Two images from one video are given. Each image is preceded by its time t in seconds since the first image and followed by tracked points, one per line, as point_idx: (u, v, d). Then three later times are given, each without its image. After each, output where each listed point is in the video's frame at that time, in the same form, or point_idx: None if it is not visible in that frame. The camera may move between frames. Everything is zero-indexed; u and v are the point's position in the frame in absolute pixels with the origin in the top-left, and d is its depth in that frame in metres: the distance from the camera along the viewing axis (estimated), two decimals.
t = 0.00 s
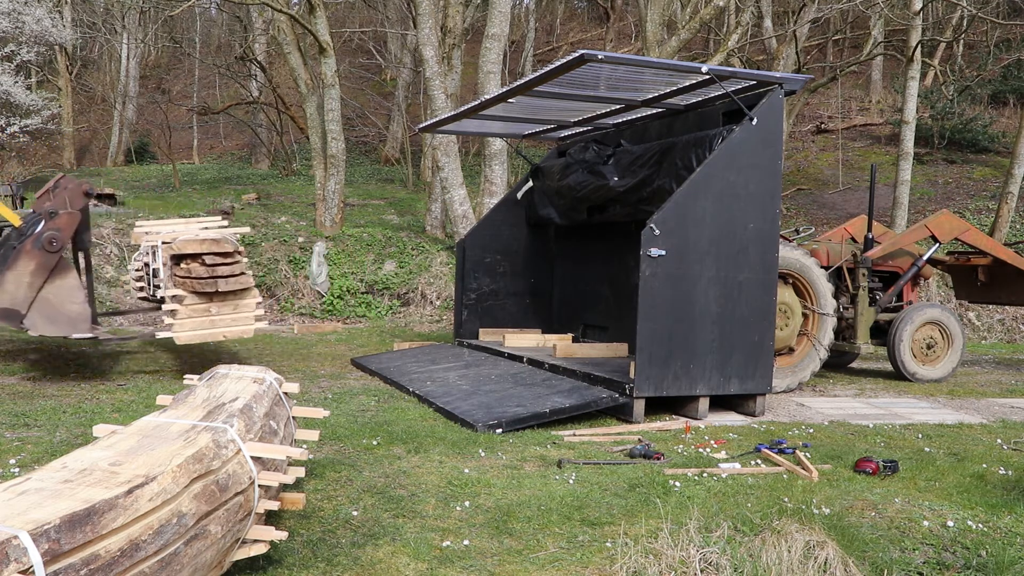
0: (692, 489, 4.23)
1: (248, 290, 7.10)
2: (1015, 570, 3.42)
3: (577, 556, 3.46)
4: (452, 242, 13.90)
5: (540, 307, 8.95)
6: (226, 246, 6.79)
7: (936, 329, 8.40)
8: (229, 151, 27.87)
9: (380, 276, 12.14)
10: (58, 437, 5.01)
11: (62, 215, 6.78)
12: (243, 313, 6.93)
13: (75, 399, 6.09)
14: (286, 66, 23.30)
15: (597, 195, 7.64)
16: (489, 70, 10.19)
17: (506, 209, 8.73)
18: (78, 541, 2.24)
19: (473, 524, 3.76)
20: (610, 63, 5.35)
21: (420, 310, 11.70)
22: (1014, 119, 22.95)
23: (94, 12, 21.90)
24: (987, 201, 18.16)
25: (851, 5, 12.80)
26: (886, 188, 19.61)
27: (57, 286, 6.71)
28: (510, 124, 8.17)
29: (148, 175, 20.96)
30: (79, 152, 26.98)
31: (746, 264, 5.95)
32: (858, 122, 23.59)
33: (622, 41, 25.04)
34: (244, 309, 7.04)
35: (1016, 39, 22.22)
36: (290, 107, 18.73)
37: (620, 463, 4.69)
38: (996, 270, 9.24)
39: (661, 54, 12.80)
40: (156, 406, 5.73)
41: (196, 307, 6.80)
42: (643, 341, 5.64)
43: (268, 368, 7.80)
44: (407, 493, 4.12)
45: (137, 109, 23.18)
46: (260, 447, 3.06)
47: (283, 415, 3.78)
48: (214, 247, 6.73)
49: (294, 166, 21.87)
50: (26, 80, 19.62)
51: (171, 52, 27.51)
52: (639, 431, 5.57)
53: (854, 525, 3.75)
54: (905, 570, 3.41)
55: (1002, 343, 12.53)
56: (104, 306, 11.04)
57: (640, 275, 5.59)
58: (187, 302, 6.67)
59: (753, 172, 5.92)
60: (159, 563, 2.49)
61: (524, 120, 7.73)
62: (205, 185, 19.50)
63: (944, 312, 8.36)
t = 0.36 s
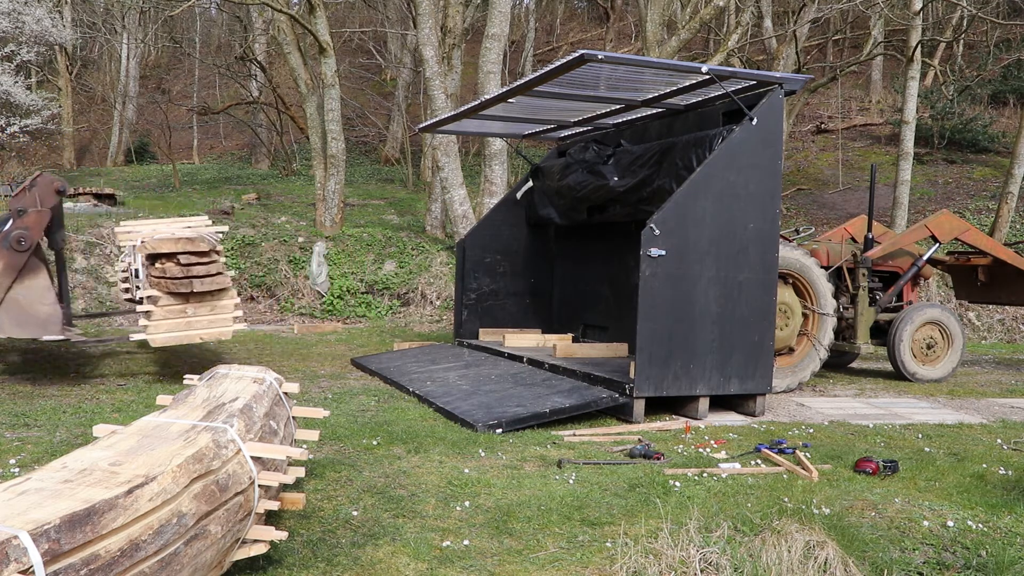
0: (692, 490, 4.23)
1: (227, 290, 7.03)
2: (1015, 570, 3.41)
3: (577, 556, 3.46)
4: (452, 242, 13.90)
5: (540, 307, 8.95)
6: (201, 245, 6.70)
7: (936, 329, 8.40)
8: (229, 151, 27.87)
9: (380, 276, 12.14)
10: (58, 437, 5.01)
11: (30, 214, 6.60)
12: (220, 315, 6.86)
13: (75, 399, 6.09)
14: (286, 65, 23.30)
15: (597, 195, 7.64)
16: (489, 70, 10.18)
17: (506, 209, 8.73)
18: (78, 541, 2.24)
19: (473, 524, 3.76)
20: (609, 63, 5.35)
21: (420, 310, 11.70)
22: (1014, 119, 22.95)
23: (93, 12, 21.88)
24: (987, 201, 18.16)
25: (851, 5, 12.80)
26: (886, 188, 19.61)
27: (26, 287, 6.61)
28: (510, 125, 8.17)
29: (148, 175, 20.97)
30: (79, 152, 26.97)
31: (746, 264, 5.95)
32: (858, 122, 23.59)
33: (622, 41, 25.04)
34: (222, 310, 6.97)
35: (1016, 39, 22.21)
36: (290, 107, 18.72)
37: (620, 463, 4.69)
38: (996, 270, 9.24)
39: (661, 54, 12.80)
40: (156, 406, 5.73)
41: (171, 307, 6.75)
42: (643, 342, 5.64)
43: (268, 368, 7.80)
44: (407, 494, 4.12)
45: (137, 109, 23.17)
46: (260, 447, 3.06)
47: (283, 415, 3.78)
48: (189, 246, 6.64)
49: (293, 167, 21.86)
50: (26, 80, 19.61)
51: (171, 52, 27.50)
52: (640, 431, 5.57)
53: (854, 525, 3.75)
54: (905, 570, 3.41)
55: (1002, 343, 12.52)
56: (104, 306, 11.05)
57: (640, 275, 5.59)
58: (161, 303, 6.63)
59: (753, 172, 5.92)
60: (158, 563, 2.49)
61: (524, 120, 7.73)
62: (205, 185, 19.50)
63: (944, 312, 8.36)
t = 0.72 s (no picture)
0: (693, 490, 4.23)
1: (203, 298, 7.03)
2: (1015, 570, 3.41)
3: (577, 556, 3.46)
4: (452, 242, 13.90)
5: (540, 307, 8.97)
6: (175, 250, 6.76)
7: (936, 329, 8.40)
8: (229, 151, 27.87)
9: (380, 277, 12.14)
10: (59, 437, 5.01)
11: None
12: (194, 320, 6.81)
13: (75, 399, 6.09)
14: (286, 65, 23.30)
15: (597, 195, 7.64)
16: (489, 70, 10.19)
17: (506, 209, 8.72)
18: (78, 541, 2.24)
19: (473, 524, 3.76)
20: (609, 63, 5.35)
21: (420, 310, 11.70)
22: (1014, 119, 22.95)
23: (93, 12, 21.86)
24: (987, 201, 18.16)
25: (851, 5, 12.80)
26: (886, 188, 19.61)
27: None
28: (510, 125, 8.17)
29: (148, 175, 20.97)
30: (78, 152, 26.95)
31: (746, 264, 5.95)
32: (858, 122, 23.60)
33: (622, 41, 25.05)
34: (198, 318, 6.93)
35: (1016, 39, 22.21)
36: (290, 107, 18.72)
37: (620, 463, 4.69)
38: (996, 270, 9.24)
39: (661, 54, 12.79)
40: (156, 406, 5.73)
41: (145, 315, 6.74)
42: (643, 342, 5.64)
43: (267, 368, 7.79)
44: (407, 494, 4.12)
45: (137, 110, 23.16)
46: (260, 447, 3.06)
47: (283, 415, 3.79)
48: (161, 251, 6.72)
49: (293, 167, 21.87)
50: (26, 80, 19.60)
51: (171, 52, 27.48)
52: (640, 431, 5.57)
53: (854, 525, 3.74)
54: (905, 571, 3.41)
55: (1002, 343, 12.53)
56: (103, 305, 11.05)
57: (640, 275, 5.59)
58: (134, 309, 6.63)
59: (753, 172, 5.92)
60: (158, 563, 2.49)
61: (524, 120, 7.73)
62: (205, 185, 19.49)
63: (944, 313, 8.36)
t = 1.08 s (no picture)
0: (693, 489, 4.23)
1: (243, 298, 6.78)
2: (1015, 570, 3.41)
3: (577, 556, 3.46)
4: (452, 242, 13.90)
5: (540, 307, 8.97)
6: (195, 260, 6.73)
7: (936, 329, 8.40)
8: (229, 151, 27.88)
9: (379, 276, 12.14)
10: (58, 437, 5.01)
11: None
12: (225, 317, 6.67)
13: (75, 399, 6.09)
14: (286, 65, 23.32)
15: (597, 195, 7.63)
16: (489, 70, 10.19)
17: (506, 209, 8.71)
18: (78, 541, 2.24)
19: (473, 524, 3.76)
20: (609, 63, 5.35)
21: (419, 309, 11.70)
22: (1014, 119, 22.97)
23: (93, 12, 21.84)
24: (987, 201, 18.18)
25: (851, 5, 12.80)
26: (886, 188, 19.62)
27: None
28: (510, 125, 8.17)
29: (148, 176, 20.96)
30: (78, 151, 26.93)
31: (746, 264, 5.95)
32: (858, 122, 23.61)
33: (622, 41, 25.05)
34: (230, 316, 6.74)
35: (1016, 39, 22.22)
36: (290, 107, 18.73)
37: (620, 463, 4.69)
38: (996, 270, 9.24)
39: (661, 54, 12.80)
40: (156, 406, 5.73)
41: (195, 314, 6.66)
42: (643, 342, 5.65)
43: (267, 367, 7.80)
44: (407, 493, 4.12)
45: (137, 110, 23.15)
46: (260, 448, 3.06)
47: (283, 415, 3.79)
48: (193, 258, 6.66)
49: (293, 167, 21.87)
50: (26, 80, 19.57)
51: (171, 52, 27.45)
52: (640, 431, 5.57)
53: (854, 525, 3.75)
54: (905, 571, 3.41)
55: (1002, 343, 12.53)
56: (103, 305, 11.04)
57: (640, 275, 5.59)
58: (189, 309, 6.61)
59: (754, 172, 5.92)
60: (159, 563, 2.49)
61: (524, 120, 7.73)
62: (205, 185, 19.49)
63: (944, 312, 8.36)
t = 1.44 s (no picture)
0: (693, 490, 4.23)
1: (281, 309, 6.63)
2: (1015, 570, 3.41)
3: (577, 556, 3.46)
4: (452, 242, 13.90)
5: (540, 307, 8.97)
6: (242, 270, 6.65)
7: (936, 329, 8.40)
8: (229, 151, 27.88)
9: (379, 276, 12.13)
10: (59, 437, 5.01)
11: None
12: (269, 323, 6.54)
13: (75, 399, 6.09)
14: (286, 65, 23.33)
15: (597, 195, 7.63)
16: (489, 70, 10.19)
17: (506, 209, 8.72)
18: (78, 541, 2.24)
19: (473, 524, 3.76)
20: (609, 63, 5.35)
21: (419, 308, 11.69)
22: (1014, 119, 22.97)
23: (93, 12, 21.81)
24: (988, 201, 18.17)
25: (851, 5, 12.80)
26: (886, 188, 19.62)
27: None
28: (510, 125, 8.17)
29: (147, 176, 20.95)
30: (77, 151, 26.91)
31: (746, 264, 5.95)
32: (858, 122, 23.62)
33: (622, 41, 25.06)
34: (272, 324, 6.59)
35: (1016, 39, 22.20)
36: (290, 107, 18.73)
37: (620, 463, 4.69)
38: (996, 270, 9.24)
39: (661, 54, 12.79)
40: (156, 406, 5.73)
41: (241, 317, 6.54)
42: (643, 342, 5.65)
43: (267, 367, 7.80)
44: (407, 494, 4.12)
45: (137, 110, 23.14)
46: (260, 447, 3.06)
47: (283, 415, 3.79)
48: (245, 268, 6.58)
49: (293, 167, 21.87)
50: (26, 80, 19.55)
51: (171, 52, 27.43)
52: (640, 431, 5.57)
53: (854, 525, 3.75)
54: (905, 570, 3.41)
55: (1002, 343, 12.53)
56: (103, 305, 11.04)
57: (640, 275, 5.59)
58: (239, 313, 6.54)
59: (753, 172, 5.92)
60: (158, 563, 2.49)
61: (523, 120, 7.74)
62: (205, 185, 19.50)
63: (944, 313, 8.36)
